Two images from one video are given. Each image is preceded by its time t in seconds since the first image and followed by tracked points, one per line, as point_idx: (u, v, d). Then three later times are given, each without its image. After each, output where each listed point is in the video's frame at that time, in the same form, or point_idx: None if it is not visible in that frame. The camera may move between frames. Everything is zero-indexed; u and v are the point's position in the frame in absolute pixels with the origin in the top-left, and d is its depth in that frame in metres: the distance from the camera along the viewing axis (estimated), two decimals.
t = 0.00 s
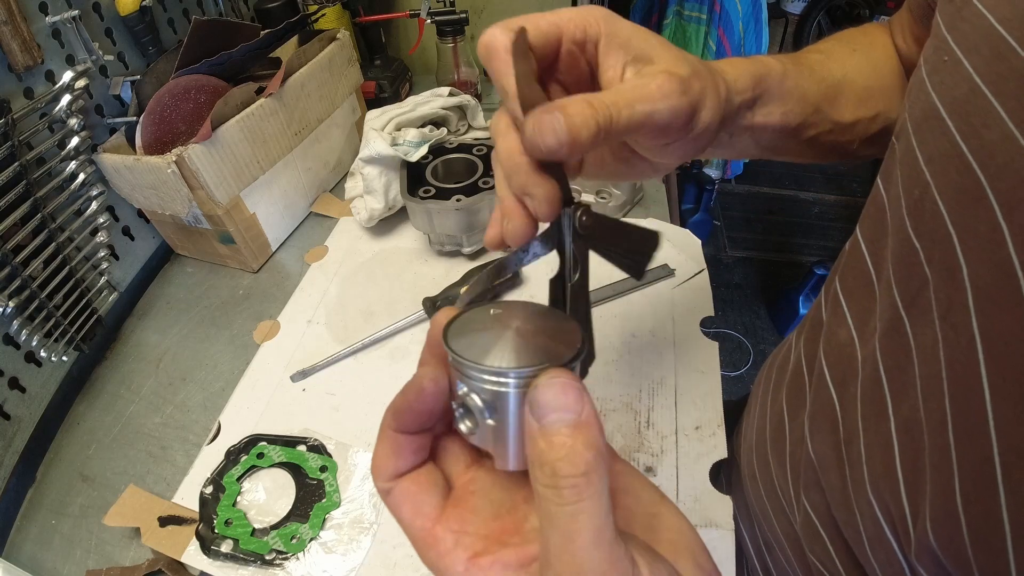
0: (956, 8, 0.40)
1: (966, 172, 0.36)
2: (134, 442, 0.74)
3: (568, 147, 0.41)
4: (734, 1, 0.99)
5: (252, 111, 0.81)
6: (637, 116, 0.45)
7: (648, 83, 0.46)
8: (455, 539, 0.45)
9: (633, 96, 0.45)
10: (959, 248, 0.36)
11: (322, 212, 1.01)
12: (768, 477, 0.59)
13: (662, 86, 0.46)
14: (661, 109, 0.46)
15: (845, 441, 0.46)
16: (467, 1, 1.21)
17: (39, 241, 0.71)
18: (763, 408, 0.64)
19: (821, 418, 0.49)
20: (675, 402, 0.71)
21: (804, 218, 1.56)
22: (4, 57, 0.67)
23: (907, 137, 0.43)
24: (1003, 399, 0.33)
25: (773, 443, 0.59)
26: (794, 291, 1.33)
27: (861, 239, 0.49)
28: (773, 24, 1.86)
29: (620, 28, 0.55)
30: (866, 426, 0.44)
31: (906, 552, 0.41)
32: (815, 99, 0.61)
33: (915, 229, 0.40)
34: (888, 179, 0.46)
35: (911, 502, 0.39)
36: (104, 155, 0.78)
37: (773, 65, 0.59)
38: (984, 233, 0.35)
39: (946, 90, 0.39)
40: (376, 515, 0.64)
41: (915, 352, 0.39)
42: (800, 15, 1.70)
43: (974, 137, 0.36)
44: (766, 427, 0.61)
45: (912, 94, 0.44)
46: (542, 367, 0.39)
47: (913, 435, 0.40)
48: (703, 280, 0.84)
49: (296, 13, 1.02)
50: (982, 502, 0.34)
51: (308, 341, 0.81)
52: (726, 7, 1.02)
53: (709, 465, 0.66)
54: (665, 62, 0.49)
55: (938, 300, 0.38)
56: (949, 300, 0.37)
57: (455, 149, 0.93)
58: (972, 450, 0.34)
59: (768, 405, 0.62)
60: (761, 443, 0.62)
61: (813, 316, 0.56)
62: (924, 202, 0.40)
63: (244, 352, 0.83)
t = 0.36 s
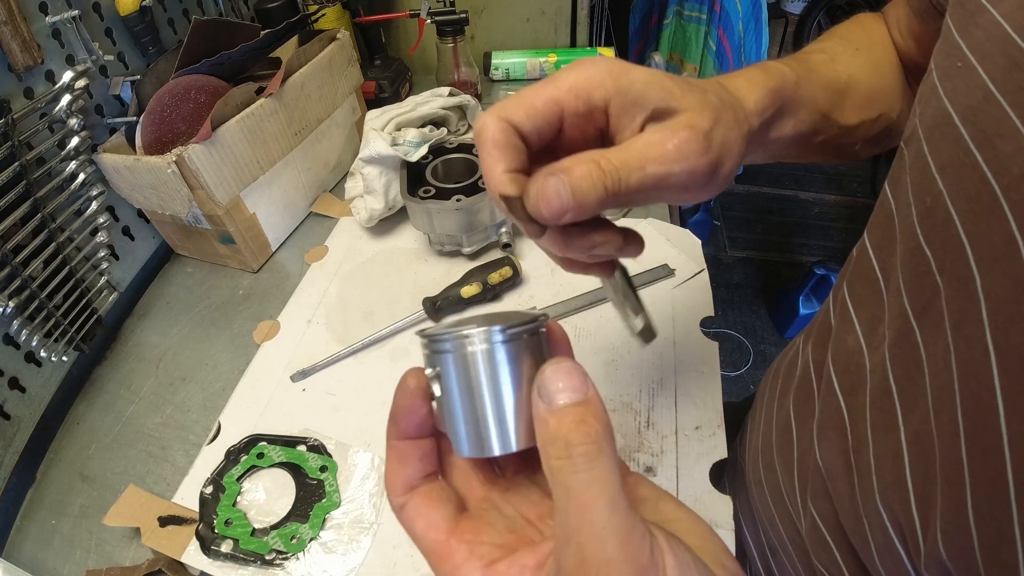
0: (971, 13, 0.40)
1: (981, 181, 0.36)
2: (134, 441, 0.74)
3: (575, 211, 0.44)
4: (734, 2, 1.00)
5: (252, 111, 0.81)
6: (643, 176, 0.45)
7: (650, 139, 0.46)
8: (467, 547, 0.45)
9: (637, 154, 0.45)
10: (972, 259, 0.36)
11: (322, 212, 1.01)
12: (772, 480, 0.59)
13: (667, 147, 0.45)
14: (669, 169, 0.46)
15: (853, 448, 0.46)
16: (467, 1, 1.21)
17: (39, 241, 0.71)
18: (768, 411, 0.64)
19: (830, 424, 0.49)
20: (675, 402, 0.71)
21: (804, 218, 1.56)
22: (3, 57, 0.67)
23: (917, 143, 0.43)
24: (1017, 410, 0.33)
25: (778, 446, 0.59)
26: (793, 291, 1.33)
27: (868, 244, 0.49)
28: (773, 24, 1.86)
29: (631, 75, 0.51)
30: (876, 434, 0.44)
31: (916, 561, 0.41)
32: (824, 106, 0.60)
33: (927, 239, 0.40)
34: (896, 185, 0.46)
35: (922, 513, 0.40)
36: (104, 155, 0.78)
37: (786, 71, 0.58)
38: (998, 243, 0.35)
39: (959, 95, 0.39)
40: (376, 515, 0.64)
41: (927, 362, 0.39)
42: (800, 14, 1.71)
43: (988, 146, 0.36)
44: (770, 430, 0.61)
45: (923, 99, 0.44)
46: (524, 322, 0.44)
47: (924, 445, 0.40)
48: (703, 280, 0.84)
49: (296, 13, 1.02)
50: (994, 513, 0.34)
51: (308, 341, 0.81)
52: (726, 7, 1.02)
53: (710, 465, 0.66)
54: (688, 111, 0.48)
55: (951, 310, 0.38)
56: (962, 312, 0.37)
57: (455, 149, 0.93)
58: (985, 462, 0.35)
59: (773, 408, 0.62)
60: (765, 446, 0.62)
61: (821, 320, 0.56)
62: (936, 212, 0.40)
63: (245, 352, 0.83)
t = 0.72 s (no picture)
0: (977, 16, 0.40)
1: (992, 184, 0.36)
2: (134, 441, 0.74)
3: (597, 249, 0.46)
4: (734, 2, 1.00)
5: (252, 111, 0.81)
6: (669, 203, 0.45)
7: (672, 163, 0.45)
8: (480, 541, 0.44)
9: (659, 183, 0.45)
10: (982, 263, 0.36)
11: (322, 212, 1.01)
12: (774, 480, 0.60)
13: (692, 174, 0.45)
14: (698, 194, 0.46)
15: (860, 450, 0.46)
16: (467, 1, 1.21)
17: (39, 241, 0.71)
18: (771, 413, 0.64)
19: (834, 426, 0.49)
20: (675, 402, 0.71)
21: (805, 219, 1.56)
22: (3, 57, 0.67)
23: (922, 146, 0.43)
24: None
25: (781, 447, 0.59)
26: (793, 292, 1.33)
27: (872, 245, 0.49)
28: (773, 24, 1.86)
29: (647, 76, 0.49)
30: (884, 437, 0.44)
31: (923, 563, 0.41)
32: (830, 98, 0.61)
33: (937, 241, 0.40)
34: (900, 187, 0.46)
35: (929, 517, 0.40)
36: (104, 155, 0.78)
37: (796, 61, 0.57)
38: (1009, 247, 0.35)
39: (968, 97, 0.39)
40: (376, 515, 0.64)
41: (936, 365, 0.39)
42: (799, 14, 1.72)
43: (998, 149, 0.36)
44: (774, 430, 0.61)
45: (929, 100, 0.44)
46: (538, 298, 0.44)
47: (934, 448, 0.40)
48: (703, 280, 0.84)
49: (296, 13, 1.02)
50: (1004, 516, 0.34)
51: (308, 340, 0.81)
52: (726, 7, 1.02)
53: (710, 464, 0.66)
54: (712, 120, 0.47)
55: (960, 313, 0.38)
56: (972, 316, 0.37)
57: (455, 149, 0.93)
58: (994, 466, 0.35)
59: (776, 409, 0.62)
60: (767, 447, 0.62)
61: (826, 321, 0.56)
62: (946, 214, 0.40)
63: (245, 352, 0.83)
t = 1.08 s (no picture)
0: (952, 14, 0.40)
1: (965, 180, 0.36)
2: (135, 441, 0.74)
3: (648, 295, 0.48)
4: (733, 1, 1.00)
5: (252, 111, 0.81)
6: (687, 243, 0.47)
7: (687, 206, 0.47)
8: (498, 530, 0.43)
9: (678, 231, 0.46)
10: (958, 257, 0.36)
11: (322, 212, 1.01)
12: (770, 480, 0.60)
13: (702, 215, 0.47)
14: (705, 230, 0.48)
15: (847, 445, 0.46)
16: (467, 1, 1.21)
17: (39, 241, 0.71)
18: (762, 414, 0.64)
19: (822, 422, 0.49)
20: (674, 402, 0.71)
21: (807, 219, 1.56)
22: (3, 57, 0.67)
23: (906, 144, 0.43)
24: (1002, 407, 0.33)
25: (773, 445, 0.59)
26: (794, 292, 1.33)
27: (861, 243, 0.49)
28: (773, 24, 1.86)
29: (643, 122, 0.50)
30: (873, 434, 0.44)
31: (916, 558, 0.41)
32: (812, 98, 0.62)
33: (921, 238, 0.40)
34: (888, 184, 0.46)
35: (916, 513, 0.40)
36: (104, 155, 0.78)
37: (778, 69, 0.58)
38: (983, 242, 0.35)
39: (944, 97, 0.39)
40: (376, 515, 0.64)
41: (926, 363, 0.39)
42: (799, 15, 1.69)
43: (972, 145, 0.36)
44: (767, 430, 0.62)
45: (910, 101, 0.45)
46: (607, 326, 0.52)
47: (925, 444, 0.39)
48: (703, 280, 0.84)
49: (296, 14, 1.02)
50: (982, 511, 0.34)
51: (308, 340, 0.81)
52: (726, 7, 1.02)
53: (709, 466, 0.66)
54: (704, 156, 0.49)
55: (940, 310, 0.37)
56: (950, 310, 0.36)
57: (455, 149, 0.93)
58: (972, 460, 0.34)
59: (767, 408, 0.63)
60: (761, 448, 0.62)
61: (814, 320, 0.57)
62: (926, 211, 0.40)
63: (245, 352, 0.83)
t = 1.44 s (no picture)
0: (954, 16, 0.40)
1: (966, 182, 0.36)
2: (135, 441, 0.74)
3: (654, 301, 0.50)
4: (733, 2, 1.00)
5: (253, 111, 0.81)
6: (698, 253, 0.48)
7: (697, 217, 0.47)
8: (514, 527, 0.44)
9: (689, 241, 0.47)
10: (959, 260, 0.36)
11: (322, 212, 1.01)
12: (770, 481, 0.60)
13: (712, 224, 0.47)
14: (718, 240, 0.48)
15: (849, 446, 0.46)
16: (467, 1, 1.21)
17: (39, 241, 0.71)
18: (762, 416, 0.64)
19: (824, 423, 0.49)
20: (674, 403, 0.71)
21: (806, 219, 1.56)
22: (3, 57, 0.67)
23: (907, 145, 0.43)
24: (1004, 409, 0.33)
25: (774, 446, 0.59)
26: (794, 292, 1.33)
27: (863, 244, 0.49)
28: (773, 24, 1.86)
29: (648, 140, 0.50)
30: (874, 435, 0.44)
31: (917, 559, 0.41)
32: (816, 106, 0.62)
33: (922, 240, 0.40)
34: (890, 185, 0.46)
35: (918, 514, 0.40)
36: (104, 155, 0.78)
37: (782, 79, 0.58)
38: (985, 244, 0.35)
39: (945, 99, 0.39)
40: (376, 515, 0.64)
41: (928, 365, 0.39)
42: (800, 15, 1.69)
43: (973, 147, 0.36)
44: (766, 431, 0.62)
45: (911, 102, 0.45)
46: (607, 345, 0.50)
47: (926, 445, 0.39)
48: (703, 280, 0.84)
49: (296, 14, 1.02)
50: (982, 512, 0.34)
51: (308, 340, 0.81)
52: (726, 7, 1.02)
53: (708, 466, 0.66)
54: (713, 167, 0.49)
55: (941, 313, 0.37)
56: (951, 312, 0.36)
57: (455, 149, 0.93)
58: (973, 462, 0.34)
59: (767, 409, 0.63)
60: (761, 449, 0.62)
61: (815, 321, 0.57)
62: (927, 213, 0.40)
63: (245, 352, 0.83)
